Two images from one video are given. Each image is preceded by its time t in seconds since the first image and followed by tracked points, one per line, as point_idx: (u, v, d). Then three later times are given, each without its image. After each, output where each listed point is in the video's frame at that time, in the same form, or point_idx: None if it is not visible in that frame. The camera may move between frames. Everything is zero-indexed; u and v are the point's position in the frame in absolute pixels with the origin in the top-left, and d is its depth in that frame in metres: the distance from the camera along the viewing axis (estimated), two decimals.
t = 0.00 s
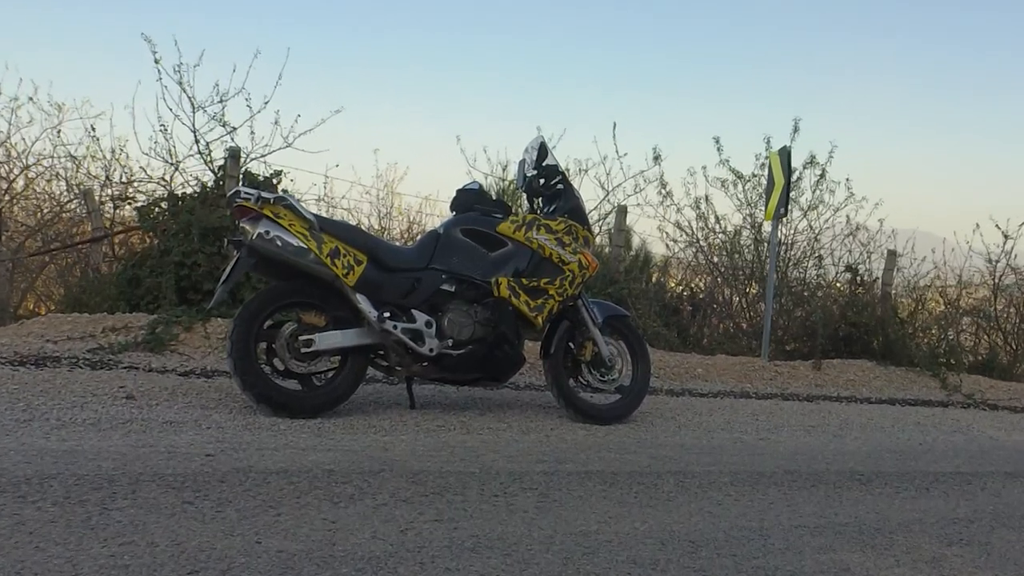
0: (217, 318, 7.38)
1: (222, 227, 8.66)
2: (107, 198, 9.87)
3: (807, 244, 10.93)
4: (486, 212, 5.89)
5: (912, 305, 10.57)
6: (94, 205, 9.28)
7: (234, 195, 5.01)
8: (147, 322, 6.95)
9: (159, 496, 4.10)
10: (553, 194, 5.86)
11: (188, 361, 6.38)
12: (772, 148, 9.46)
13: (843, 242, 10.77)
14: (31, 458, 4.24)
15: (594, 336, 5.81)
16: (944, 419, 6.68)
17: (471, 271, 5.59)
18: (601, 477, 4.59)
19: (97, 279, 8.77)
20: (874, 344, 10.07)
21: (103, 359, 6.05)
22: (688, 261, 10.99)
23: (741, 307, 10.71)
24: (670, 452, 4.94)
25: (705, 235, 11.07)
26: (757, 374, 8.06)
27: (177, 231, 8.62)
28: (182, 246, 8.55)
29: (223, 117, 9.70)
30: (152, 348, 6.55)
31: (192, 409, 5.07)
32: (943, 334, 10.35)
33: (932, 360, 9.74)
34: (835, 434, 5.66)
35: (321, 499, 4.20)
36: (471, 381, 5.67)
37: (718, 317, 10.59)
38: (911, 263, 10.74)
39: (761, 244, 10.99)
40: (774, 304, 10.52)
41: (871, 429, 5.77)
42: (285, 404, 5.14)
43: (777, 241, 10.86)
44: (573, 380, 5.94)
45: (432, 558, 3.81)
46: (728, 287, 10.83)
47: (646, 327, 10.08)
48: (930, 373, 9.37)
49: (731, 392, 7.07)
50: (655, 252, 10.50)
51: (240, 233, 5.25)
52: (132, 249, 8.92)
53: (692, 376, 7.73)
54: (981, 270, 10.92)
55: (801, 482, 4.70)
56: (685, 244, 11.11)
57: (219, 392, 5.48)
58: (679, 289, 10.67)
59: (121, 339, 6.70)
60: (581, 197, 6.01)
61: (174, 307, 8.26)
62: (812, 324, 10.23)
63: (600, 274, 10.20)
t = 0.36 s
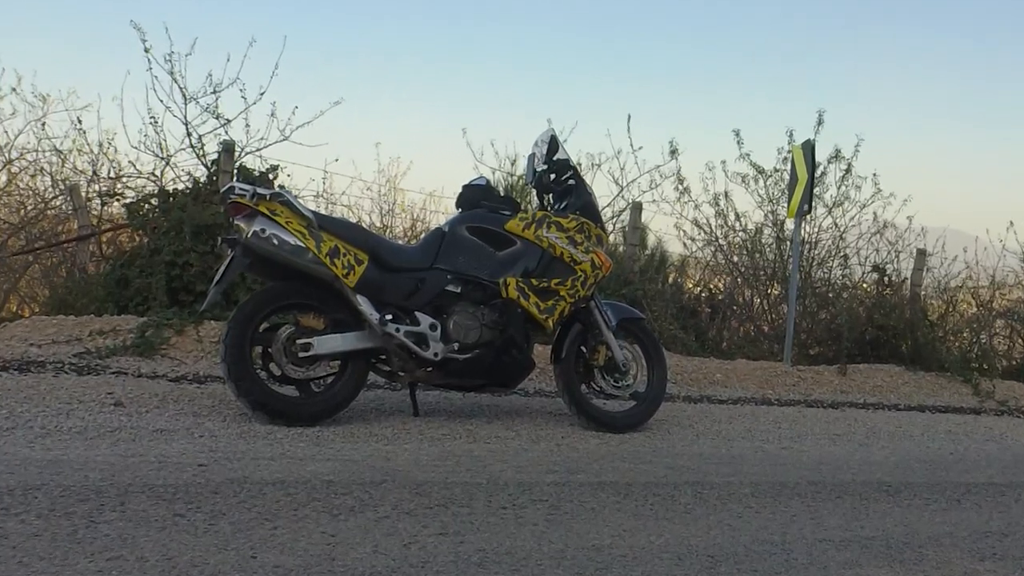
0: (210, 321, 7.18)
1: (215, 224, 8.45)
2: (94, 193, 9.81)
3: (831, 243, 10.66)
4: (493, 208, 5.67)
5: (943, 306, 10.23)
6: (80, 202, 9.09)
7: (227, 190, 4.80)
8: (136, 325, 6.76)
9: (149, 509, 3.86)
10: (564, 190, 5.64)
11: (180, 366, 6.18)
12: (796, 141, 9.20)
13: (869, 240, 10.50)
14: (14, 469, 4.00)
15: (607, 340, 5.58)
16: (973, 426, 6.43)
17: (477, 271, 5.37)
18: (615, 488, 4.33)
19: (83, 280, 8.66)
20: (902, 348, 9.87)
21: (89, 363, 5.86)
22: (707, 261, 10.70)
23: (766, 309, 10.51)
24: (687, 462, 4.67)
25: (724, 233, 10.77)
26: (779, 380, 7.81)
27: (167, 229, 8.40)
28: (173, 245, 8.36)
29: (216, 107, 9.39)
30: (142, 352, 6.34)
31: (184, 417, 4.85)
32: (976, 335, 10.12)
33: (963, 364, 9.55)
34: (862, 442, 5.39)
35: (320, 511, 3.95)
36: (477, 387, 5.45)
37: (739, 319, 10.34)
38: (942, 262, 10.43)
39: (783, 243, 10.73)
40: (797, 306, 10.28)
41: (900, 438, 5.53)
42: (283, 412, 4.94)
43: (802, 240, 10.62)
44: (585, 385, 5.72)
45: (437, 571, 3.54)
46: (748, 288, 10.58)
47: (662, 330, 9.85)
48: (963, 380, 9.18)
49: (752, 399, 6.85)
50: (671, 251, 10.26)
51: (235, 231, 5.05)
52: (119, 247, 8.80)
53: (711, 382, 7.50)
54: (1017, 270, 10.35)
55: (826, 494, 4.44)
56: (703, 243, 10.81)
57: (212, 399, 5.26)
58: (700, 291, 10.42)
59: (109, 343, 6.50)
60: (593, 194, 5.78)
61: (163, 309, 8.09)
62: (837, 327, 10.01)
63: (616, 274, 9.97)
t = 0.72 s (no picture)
0: (202, 323, 6.99)
1: (208, 222, 8.25)
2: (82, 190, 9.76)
3: (856, 241, 10.44)
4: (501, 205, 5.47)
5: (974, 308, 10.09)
6: (67, 199, 8.92)
7: (222, 186, 4.66)
8: (126, 328, 6.58)
9: (139, 521, 3.64)
10: (575, 186, 5.44)
11: (171, 371, 6.00)
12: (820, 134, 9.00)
13: (896, 238, 10.26)
14: None
15: (620, 343, 5.38)
16: (1005, 433, 6.22)
17: (483, 271, 5.18)
18: (629, 499, 4.10)
19: (70, 281, 8.49)
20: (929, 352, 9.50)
21: (76, 368, 5.70)
22: (725, 260, 10.51)
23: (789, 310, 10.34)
24: (704, 471, 4.44)
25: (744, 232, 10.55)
26: (801, 385, 7.59)
27: (159, 227, 8.21)
28: (164, 243, 8.16)
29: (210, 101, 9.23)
30: (132, 356, 6.16)
31: (176, 424, 4.65)
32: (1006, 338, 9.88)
33: (995, 369, 9.28)
34: (888, 450, 5.16)
35: (319, 523, 3.73)
36: (484, 393, 5.26)
37: (759, 322, 10.16)
38: (972, 262, 10.20)
39: (805, 242, 10.48)
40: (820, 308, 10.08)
41: (928, 446, 5.31)
42: (280, 419, 4.76)
43: (827, 238, 10.45)
44: (597, 390, 5.52)
45: None
46: (769, 289, 10.40)
47: (678, 333, 9.55)
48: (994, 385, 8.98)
49: (773, 405, 6.64)
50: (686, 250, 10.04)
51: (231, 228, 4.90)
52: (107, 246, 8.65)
53: (730, 387, 7.29)
54: None
55: (850, 505, 4.19)
56: (721, 241, 10.63)
57: (206, 406, 5.07)
58: (716, 292, 10.22)
59: (97, 346, 6.31)
60: (606, 191, 5.57)
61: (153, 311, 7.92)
62: (863, 331, 9.79)
63: (630, 274, 9.70)
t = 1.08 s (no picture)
0: (194, 326, 6.84)
1: (201, 219, 8.08)
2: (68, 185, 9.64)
3: (881, 240, 10.17)
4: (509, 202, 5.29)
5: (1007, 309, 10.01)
6: (54, 196, 8.82)
7: (216, 181, 4.50)
8: (115, 331, 6.44)
9: (129, 533, 3.44)
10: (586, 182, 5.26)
11: (162, 376, 5.84)
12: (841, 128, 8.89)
13: (923, 237, 10.11)
14: None
15: (633, 347, 5.20)
16: None
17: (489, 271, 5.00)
18: (643, 510, 3.90)
19: (56, 282, 8.41)
20: (959, 356, 9.42)
21: (63, 374, 5.53)
22: (744, 260, 10.35)
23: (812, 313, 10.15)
24: (721, 481, 4.24)
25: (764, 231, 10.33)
26: (824, 391, 7.39)
27: (150, 225, 8.06)
28: (156, 242, 8.01)
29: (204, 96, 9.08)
30: (120, 361, 6.03)
31: (167, 432, 4.47)
32: None
33: None
34: (915, 459, 4.95)
35: (318, 535, 3.53)
36: (491, 399, 5.09)
37: (779, 324, 9.96)
38: (1003, 262, 10.05)
39: (827, 240, 10.36)
40: (844, 310, 9.84)
41: (956, 455, 5.11)
42: (277, 427, 4.59)
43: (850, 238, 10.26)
44: (610, 396, 5.34)
45: None
46: (790, 290, 10.22)
47: (694, 336, 9.40)
48: None
49: (793, 412, 6.45)
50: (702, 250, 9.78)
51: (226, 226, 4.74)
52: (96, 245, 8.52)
53: (749, 394, 7.10)
54: None
55: (875, 517, 3.98)
56: (740, 240, 10.43)
57: (200, 413, 4.89)
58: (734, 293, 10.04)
59: (84, 350, 6.18)
60: (619, 186, 5.37)
61: (144, 313, 7.78)
62: (889, 335, 9.51)
63: (645, 275, 9.47)
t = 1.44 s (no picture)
0: (186, 329, 6.71)
1: (194, 217, 7.98)
2: (55, 181, 9.50)
3: (906, 239, 10.06)
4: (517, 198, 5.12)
5: None
6: (40, 192, 8.74)
7: (210, 177, 4.36)
8: (105, 334, 6.31)
9: (118, 545, 3.26)
10: (597, 178, 5.10)
11: (154, 380, 5.71)
12: (859, 122, 8.75)
13: (950, 235, 9.95)
14: None
15: (647, 351, 5.03)
16: None
17: (495, 271, 4.84)
18: (657, 521, 3.72)
19: (43, 282, 8.34)
20: (988, 360, 9.20)
21: (50, 379, 5.38)
22: (762, 259, 10.20)
23: (834, 316, 9.97)
24: (739, 491, 4.06)
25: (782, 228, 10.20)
26: (846, 397, 7.23)
27: (140, 223, 7.95)
28: (147, 241, 7.89)
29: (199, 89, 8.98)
30: (110, 365, 5.90)
31: (159, 439, 4.32)
32: None
33: None
34: (941, 467, 4.78)
35: (316, 548, 3.35)
36: (498, 404, 4.93)
37: (799, 326, 9.79)
38: None
39: (850, 238, 10.12)
40: (867, 312, 9.65)
41: (984, 464, 4.93)
42: (273, 434, 4.45)
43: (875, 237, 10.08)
44: (623, 402, 5.18)
45: None
46: (810, 292, 10.06)
47: (711, 339, 9.27)
48: None
49: (814, 418, 6.27)
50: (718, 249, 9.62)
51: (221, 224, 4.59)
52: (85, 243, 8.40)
53: (768, 399, 6.92)
54: None
55: (899, 528, 3.79)
56: (758, 239, 10.31)
57: (193, 419, 4.74)
58: (752, 294, 9.87)
59: (72, 354, 6.06)
60: (632, 182, 5.19)
61: (135, 315, 7.68)
62: (914, 338, 9.24)
63: (660, 275, 9.30)
